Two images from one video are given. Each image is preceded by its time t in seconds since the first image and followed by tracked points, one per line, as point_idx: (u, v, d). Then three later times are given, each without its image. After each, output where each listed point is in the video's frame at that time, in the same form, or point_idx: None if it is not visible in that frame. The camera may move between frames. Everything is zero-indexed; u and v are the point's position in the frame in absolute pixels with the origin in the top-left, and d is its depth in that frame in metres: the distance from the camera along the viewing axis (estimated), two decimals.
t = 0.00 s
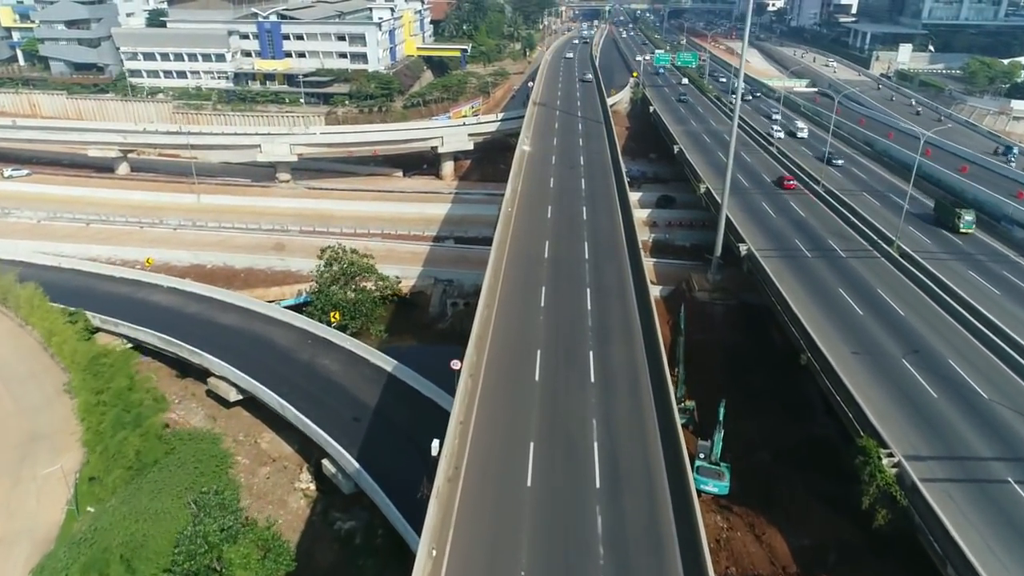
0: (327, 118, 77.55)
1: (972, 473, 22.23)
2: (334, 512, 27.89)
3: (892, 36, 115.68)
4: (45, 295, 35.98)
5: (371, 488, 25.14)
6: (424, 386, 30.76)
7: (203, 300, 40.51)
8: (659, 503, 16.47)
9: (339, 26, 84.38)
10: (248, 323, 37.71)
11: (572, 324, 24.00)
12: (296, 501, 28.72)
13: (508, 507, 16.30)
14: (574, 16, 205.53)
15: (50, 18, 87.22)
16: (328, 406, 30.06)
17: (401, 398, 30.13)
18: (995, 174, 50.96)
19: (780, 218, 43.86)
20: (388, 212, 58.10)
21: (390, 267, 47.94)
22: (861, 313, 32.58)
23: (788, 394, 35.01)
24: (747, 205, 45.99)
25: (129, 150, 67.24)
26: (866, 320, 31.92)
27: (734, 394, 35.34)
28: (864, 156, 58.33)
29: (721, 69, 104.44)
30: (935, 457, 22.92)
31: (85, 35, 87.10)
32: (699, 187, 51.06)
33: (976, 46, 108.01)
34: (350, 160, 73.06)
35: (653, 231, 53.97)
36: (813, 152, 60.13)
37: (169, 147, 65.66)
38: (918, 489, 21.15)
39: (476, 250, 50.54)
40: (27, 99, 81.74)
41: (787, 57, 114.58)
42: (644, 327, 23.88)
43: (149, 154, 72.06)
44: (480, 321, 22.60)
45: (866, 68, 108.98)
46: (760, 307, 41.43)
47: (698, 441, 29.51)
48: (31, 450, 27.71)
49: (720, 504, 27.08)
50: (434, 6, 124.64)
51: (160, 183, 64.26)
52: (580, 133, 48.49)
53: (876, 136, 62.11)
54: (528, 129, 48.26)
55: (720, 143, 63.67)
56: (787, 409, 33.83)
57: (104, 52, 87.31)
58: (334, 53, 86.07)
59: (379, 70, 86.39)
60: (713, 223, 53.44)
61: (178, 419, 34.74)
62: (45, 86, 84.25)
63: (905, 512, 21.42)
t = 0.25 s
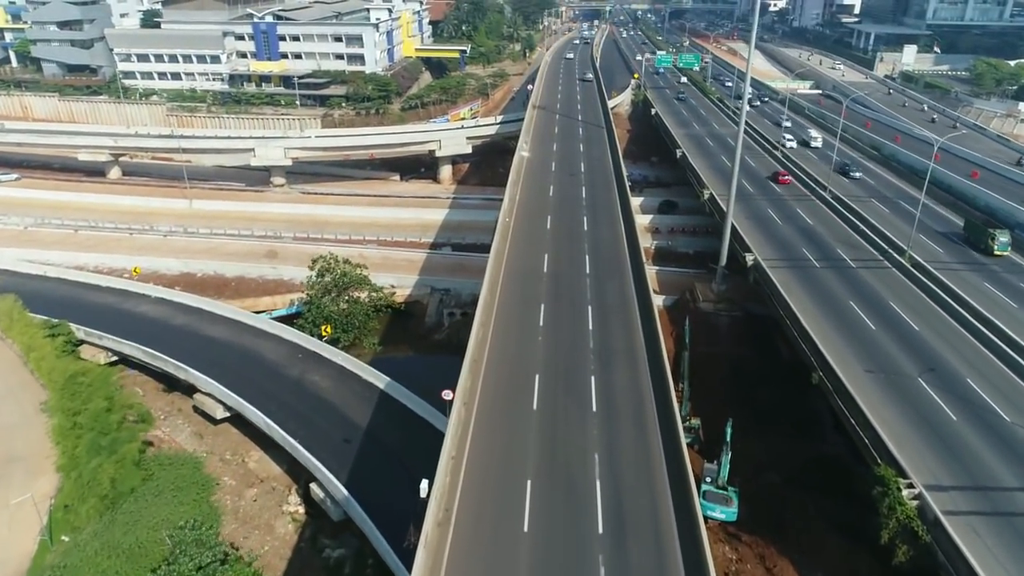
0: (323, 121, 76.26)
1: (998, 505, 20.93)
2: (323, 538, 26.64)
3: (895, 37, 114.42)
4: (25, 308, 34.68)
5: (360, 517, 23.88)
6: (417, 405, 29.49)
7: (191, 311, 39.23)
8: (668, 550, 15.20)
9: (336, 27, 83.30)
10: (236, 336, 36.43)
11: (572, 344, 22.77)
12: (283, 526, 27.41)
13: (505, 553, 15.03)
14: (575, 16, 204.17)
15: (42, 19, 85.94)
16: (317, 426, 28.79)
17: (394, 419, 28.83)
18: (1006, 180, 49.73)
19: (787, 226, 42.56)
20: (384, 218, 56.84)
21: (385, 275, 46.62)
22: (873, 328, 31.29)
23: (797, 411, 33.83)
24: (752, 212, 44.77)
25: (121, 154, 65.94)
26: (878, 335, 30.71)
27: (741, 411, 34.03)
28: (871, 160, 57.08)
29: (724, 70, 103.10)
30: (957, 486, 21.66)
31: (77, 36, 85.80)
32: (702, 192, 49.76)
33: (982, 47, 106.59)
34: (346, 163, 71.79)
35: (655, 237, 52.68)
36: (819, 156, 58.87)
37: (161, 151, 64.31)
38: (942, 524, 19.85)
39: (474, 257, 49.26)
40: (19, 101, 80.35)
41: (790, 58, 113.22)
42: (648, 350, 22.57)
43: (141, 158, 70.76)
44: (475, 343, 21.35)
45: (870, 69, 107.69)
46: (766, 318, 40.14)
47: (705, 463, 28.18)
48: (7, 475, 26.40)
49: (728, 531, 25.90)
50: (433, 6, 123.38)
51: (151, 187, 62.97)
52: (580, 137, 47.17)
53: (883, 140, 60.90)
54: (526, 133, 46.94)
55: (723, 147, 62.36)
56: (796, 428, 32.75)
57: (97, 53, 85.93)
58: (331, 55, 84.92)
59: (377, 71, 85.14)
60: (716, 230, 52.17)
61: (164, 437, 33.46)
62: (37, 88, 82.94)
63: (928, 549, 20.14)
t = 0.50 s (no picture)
0: (318, 124, 75.02)
1: None
2: (310, 568, 25.35)
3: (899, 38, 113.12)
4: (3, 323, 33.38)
5: (348, 549, 22.59)
6: (409, 426, 28.19)
7: (178, 324, 37.93)
8: None
9: (332, 28, 82.22)
10: (224, 350, 35.11)
11: (573, 368, 21.54)
12: (269, 554, 26.04)
13: None
14: (574, 17, 202.91)
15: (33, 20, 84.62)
16: (304, 448, 27.51)
17: (385, 441, 27.57)
18: (1017, 185, 48.49)
19: (794, 235, 41.26)
20: (379, 223, 55.54)
21: (379, 284, 45.30)
22: (886, 343, 29.99)
23: (806, 429, 32.57)
24: (757, 219, 43.61)
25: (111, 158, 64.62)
26: (891, 350, 29.51)
27: (748, 430, 32.68)
28: (878, 165, 55.89)
29: (725, 72, 101.84)
30: (981, 519, 20.42)
31: (69, 37, 84.50)
32: (706, 198, 48.45)
33: (987, 49, 105.29)
34: (342, 167, 70.50)
35: (657, 244, 51.40)
36: (824, 160, 57.64)
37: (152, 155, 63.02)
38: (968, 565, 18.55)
39: (471, 265, 47.96)
40: (9, 103, 78.98)
41: (793, 59, 111.93)
42: (653, 374, 21.28)
43: (133, 162, 69.47)
44: (469, 369, 20.10)
45: (873, 70, 106.37)
46: (773, 330, 38.83)
47: (712, 488, 26.82)
48: None
49: (736, 561, 24.62)
50: (431, 7, 122.10)
51: (142, 192, 61.66)
52: (581, 142, 45.81)
53: (890, 144, 59.76)
54: (525, 138, 45.58)
55: (726, 151, 61.08)
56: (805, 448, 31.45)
57: (89, 54, 84.61)
58: (327, 56, 83.74)
59: (373, 73, 83.91)
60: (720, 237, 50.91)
61: (147, 457, 32.16)
62: (28, 90, 81.62)
63: None
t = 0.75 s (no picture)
0: (314, 127, 73.90)
1: None
2: None
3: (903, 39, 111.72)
4: None
5: None
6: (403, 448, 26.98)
7: (164, 337, 36.59)
8: None
9: (329, 29, 80.99)
10: (210, 365, 33.78)
11: (572, 394, 20.28)
12: None
13: None
14: (574, 18, 201.74)
15: (24, 21, 83.27)
16: (292, 473, 26.19)
17: (377, 465, 26.27)
18: None
19: (801, 244, 39.97)
20: (375, 229, 54.22)
21: (373, 294, 44.02)
22: (900, 360, 28.70)
23: (815, 448, 31.30)
24: (763, 227, 42.46)
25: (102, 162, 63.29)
26: (905, 366, 28.29)
27: (755, 450, 31.34)
28: (885, 169, 54.66)
29: (727, 73, 100.52)
30: (1008, 555, 19.16)
31: (61, 38, 83.14)
32: (710, 205, 47.07)
33: (992, 50, 103.89)
34: (338, 171, 69.21)
35: (659, 251, 50.12)
36: (831, 165, 56.34)
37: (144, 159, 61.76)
38: None
39: (468, 274, 46.67)
40: None
41: (795, 60, 110.71)
42: (658, 402, 20.00)
43: (125, 166, 68.11)
44: (461, 398, 18.84)
45: (877, 71, 105.01)
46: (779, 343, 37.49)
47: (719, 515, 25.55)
48: None
49: None
50: (429, 7, 120.79)
51: (133, 197, 60.30)
52: (581, 147, 44.48)
53: (897, 148, 58.61)
54: (523, 143, 44.24)
55: (730, 155, 59.79)
56: (816, 468, 30.12)
57: (82, 56, 83.39)
58: (323, 58, 82.44)
59: (371, 75, 82.65)
60: (724, 244, 49.63)
61: (130, 478, 30.94)
62: (19, 93, 80.24)
63: None
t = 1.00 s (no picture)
0: (308, 131, 72.43)
1: None
2: None
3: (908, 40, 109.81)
4: None
5: None
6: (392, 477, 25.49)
7: (146, 353, 35.11)
8: None
9: (324, 30, 79.55)
10: (194, 384, 32.29)
11: (572, 431, 18.79)
12: None
13: None
14: (574, 18, 200.16)
15: (13, 22, 81.74)
16: (274, 504, 24.68)
17: (365, 496, 24.76)
18: None
19: (811, 256, 38.42)
20: (370, 237, 52.72)
21: (366, 306, 42.49)
22: (920, 383, 27.16)
23: (828, 473, 29.77)
24: (769, 237, 41.03)
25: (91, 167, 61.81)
26: (924, 389, 26.81)
27: (765, 475, 29.74)
28: (894, 176, 53.20)
29: (730, 75, 98.90)
30: None
31: (51, 40, 81.64)
32: (715, 213, 45.45)
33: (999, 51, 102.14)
34: (333, 176, 67.72)
35: (662, 260, 48.59)
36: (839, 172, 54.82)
37: (134, 164, 60.28)
38: None
39: (465, 284, 45.13)
40: None
41: (798, 61, 109.21)
42: (666, 441, 18.46)
43: (115, 170, 66.61)
44: (451, 439, 17.35)
45: (882, 74, 103.32)
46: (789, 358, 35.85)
47: (728, 550, 23.94)
48: None
49: None
50: (428, 8, 119.21)
51: (122, 203, 58.81)
52: (581, 154, 42.92)
53: (906, 153, 57.18)
54: (522, 150, 42.67)
55: (734, 160, 58.22)
56: (829, 495, 28.60)
57: (72, 58, 81.95)
58: (319, 60, 81.01)
59: (367, 77, 81.19)
60: (728, 252, 48.04)
61: (108, 504, 29.38)
62: (8, 96, 78.74)
63: None
